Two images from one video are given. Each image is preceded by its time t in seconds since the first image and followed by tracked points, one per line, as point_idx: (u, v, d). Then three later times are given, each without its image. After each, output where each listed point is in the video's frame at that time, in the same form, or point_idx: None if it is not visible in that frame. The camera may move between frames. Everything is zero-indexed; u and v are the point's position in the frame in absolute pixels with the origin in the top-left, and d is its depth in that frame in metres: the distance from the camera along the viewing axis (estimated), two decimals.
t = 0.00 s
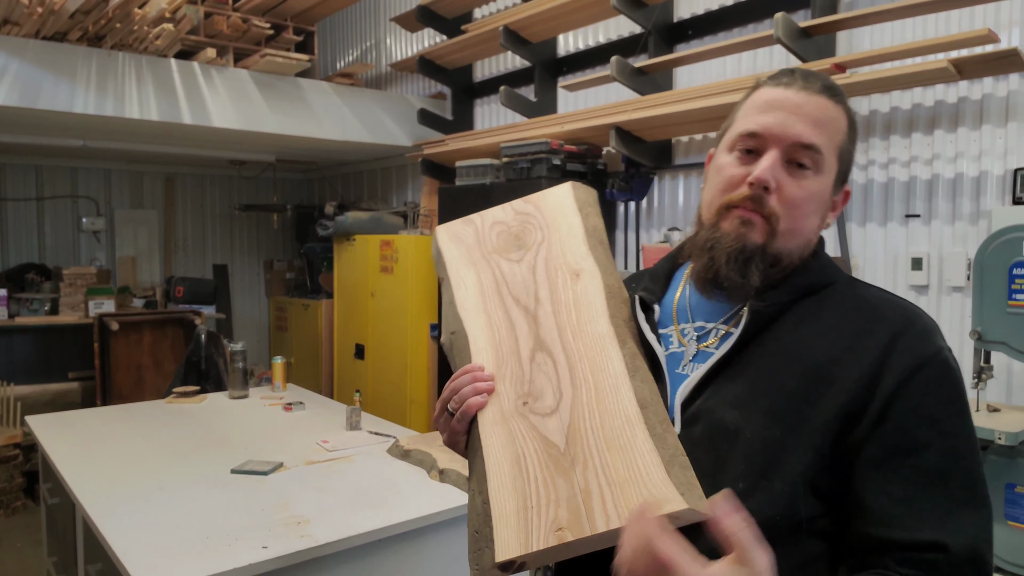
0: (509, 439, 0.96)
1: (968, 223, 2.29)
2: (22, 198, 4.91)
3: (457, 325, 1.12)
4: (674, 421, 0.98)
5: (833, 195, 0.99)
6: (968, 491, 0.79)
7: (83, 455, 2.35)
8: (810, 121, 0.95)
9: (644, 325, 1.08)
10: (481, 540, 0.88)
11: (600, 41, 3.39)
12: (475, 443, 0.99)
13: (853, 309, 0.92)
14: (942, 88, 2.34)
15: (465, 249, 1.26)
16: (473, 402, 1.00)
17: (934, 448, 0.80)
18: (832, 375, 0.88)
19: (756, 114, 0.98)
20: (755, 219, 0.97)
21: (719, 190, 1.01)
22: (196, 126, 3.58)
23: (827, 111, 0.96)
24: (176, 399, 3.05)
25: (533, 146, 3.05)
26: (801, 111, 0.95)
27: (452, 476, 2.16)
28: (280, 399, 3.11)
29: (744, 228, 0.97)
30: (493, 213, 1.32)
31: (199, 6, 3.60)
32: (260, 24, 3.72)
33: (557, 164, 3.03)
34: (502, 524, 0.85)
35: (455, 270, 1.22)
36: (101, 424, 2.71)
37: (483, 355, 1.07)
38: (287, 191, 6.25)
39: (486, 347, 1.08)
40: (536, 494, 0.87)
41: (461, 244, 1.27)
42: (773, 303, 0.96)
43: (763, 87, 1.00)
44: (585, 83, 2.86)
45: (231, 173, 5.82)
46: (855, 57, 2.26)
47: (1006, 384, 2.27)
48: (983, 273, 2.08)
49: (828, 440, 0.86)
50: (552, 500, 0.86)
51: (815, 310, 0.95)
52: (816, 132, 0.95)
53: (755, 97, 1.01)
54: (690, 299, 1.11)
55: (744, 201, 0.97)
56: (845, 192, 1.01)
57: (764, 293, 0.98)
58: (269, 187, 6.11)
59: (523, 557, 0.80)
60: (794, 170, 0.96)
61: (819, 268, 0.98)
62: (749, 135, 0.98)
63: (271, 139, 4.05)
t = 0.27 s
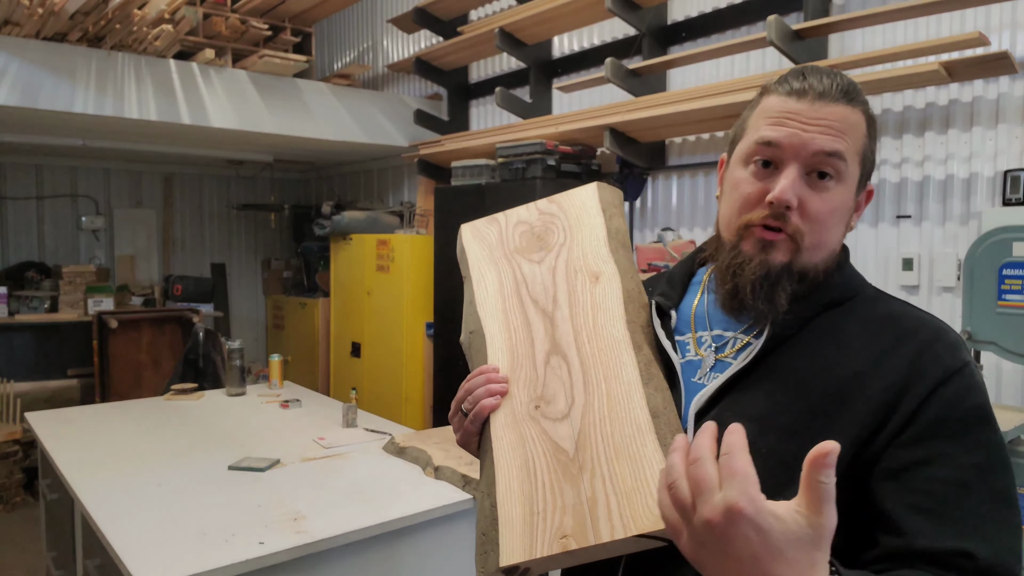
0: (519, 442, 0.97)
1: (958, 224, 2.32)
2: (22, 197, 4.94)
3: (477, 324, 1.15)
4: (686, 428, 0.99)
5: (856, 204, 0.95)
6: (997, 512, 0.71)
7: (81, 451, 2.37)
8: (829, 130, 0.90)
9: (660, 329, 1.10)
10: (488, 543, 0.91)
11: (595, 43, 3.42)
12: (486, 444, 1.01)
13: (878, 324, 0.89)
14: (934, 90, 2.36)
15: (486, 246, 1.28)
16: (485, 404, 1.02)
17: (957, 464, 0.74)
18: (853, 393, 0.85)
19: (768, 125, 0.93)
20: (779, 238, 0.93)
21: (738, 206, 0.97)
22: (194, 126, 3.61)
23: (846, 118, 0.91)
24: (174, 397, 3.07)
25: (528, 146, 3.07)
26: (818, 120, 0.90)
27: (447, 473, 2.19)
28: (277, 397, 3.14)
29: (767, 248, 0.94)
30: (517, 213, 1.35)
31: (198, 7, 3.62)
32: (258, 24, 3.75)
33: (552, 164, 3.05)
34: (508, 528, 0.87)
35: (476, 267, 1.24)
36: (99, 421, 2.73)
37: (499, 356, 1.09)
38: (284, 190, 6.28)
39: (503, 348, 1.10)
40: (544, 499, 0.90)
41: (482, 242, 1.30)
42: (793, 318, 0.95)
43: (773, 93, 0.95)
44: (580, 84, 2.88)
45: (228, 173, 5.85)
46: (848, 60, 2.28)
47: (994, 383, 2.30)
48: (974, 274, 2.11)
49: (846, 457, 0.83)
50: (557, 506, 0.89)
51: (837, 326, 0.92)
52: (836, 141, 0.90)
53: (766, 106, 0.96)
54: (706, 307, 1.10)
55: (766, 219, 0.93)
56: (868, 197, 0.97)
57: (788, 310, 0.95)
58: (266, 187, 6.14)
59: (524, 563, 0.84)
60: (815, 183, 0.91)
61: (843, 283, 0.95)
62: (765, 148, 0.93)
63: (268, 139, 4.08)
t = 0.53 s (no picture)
0: (507, 449, 0.95)
1: (965, 221, 2.29)
2: (20, 197, 4.92)
3: (460, 328, 1.10)
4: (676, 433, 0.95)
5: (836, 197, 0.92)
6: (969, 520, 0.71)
7: (81, 453, 2.35)
8: (807, 124, 0.87)
9: (647, 334, 1.06)
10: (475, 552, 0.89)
11: (598, 40, 3.40)
12: (472, 453, 0.98)
13: (860, 320, 0.86)
14: (940, 86, 2.34)
15: (469, 248, 1.23)
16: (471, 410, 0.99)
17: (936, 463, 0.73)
18: (835, 394, 0.82)
19: (747, 122, 0.90)
20: (758, 235, 0.90)
21: (718, 204, 0.94)
22: (194, 125, 3.58)
23: (825, 111, 0.88)
24: (175, 398, 3.05)
25: (531, 145, 3.05)
26: (798, 114, 0.87)
27: (450, 475, 2.17)
28: (279, 398, 3.11)
29: (747, 247, 0.90)
30: (500, 212, 1.29)
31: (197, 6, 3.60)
32: (258, 23, 3.73)
33: (555, 163, 3.03)
34: (499, 536, 0.86)
35: (458, 271, 1.19)
36: (99, 423, 2.71)
37: (485, 360, 1.06)
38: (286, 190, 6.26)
39: (488, 353, 1.06)
40: (534, 506, 0.89)
41: (465, 243, 1.24)
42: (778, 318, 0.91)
43: (750, 91, 0.93)
44: (583, 82, 2.87)
45: (229, 173, 5.82)
46: (853, 57, 2.26)
47: (1003, 382, 2.28)
48: (981, 272, 2.08)
49: (829, 459, 0.80)
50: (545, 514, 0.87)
51: (820, 324, 0.89)
52: (817, 135, 0.87)
53: (744, 103, 0.93)
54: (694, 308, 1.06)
55: (746, 217, 0.90)
56: (849, 189, 0.94)
57: (771, 309, 0.91)
58: (267, 186, 6.11)
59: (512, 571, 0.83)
60: (796, 180, 0.88)
61: (827, 279, 0.92)
62: (745, 144, 0.90)
63: (269, 138, 4.05)
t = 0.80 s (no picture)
0: (468, 442, 0.93)
1: (972, 221, 2.28)
2: (21, 199, 4.90)
3: (418, 321, 1.06)
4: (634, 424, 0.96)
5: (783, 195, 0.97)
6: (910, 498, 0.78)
7: (83, 457, 2.34)
8: (755, 125, 0.92)
9: (607, 332, 1.07)
10: (438, 545, 0.86)
11: (602, 40, 3.38)
12: (433, 445, 0.96)
13: (809, 314, 0.91)
14: (946, 85, 2.32)
15: (426, 241, 1.18)
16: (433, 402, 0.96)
17: (883, 451, 0.79)
18: (789, 384, 0.85)
19: (698, 123, 0.94)
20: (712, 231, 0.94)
21: (673, 202, 0.98)
22: (196, 126, 3.57)
23: (770, 112, 0.93)
24: (178, 401, 3.03)
25: (536, 145, 3.03)
26: (745, 115, 0.92)
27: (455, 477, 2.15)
28: (282, 400, 3.10)
29: (702, 250, 0.96)
30: (457, 205, 1.24)
31: (199, 6, 3.59)
32: (260, 23, 3.71)
33: (560, 163, 3.02)
34: (461, 528, 0.84)
35: (415, 264, 1.14)
36: (102, 426, 2.70)
37: (445, 353, 1.03)
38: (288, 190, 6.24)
39: (447, 346, 1.03)
40: (496, 497, 0.87)
41: (422, 235, 1.19)
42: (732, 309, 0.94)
43: (699, 94, 0.97)
44: (587, 81, 2.86)
45: (231, 173, 5.80)
46: (859, 56, 2.25)
47: (1012, 383, 2.26)
48: (989, 272, 2.07)
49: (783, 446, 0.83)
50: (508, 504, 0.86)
51: (771, 319, 0.92)
52: (762, 135, 0.92)
53: (693, 107, 0.97)
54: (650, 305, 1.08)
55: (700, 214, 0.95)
56: (795, 188, 0.99)
57: (727, 302, 0.95)
58: (269, 187, 6.09)
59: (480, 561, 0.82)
60: (745, 176, 0.93)
61: (776, 276, 0.96)
62: (696, 143, 0.94)
63: (272, 139, 4.04)
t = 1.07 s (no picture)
0: (441, 431, 0.92)
1: (977, 220, 2.27)
2: (24, 201, 4.90)
3: (378, 312, 1.03)
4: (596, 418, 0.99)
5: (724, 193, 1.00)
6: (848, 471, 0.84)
7: (86, 459, 2.33)
8: (692, 133, 0.94)
9: (566, 329, 1.08)
10: (411, 531, 0.83)
11: (605, 40, 3.38)
12: (400, 435, 0.93)
13: (753, 309, 0.95)
14: (951, 84, 2.32)
15: (381, 233, 1.13)
16: (402, 393, 0.94)
17: (818, 431, 0.84)
18: (736, 376, 0.89)
19: (639, 133, 0.96)
20: (657, 233, 0.97)
21: (616, 207, 1.01)
22: (198, 127, 3.56)
23: (707, 118, 0.95)
24: (181, 403, 3.03)
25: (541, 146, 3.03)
26: (681, 123, 0.94)
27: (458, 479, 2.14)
28: (286, 402, 3.10)
29: (648, 242, 0.96)
30: (411, 198, 1.20)
31: (202, 7, 3.59)
32: (263, 24, 3.71)
33: (563, 163, 3.01)
34: (439, 514, 0.83)
35: (370, 254, 1.09)
36: (105, 428, 2.69)
37: (410, 343, 1.00)
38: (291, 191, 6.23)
39: (411, 337, 1.01)
40: (473, 485, 0.86)
41: (377, 227, 1.14)
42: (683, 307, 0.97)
43: (639, 104, 0.99)
44: (591, 82, 2.85)
45: (233, 174, 5.80)
46: (863, 55, 2.24)
47: (1017, 383, 2.26)
48: (993, 271, 2.06)
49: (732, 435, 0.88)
50: (486, 491, 0.86)
51: (719, 313, 0.96)
52: (700, 141, 0.94)
53: (633, 116, 0.99)
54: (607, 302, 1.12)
55: (642, 217, 0.97)
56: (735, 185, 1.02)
57: (676, 299, 0.98)
58: (272, 188, 6.09)
59: (461, 547, 0.81)
60: (683, 181, 0.95)
61: (722, 272, 1.00)
62: (637, 151, 0.97)
63: (275, 140, 4.03)
